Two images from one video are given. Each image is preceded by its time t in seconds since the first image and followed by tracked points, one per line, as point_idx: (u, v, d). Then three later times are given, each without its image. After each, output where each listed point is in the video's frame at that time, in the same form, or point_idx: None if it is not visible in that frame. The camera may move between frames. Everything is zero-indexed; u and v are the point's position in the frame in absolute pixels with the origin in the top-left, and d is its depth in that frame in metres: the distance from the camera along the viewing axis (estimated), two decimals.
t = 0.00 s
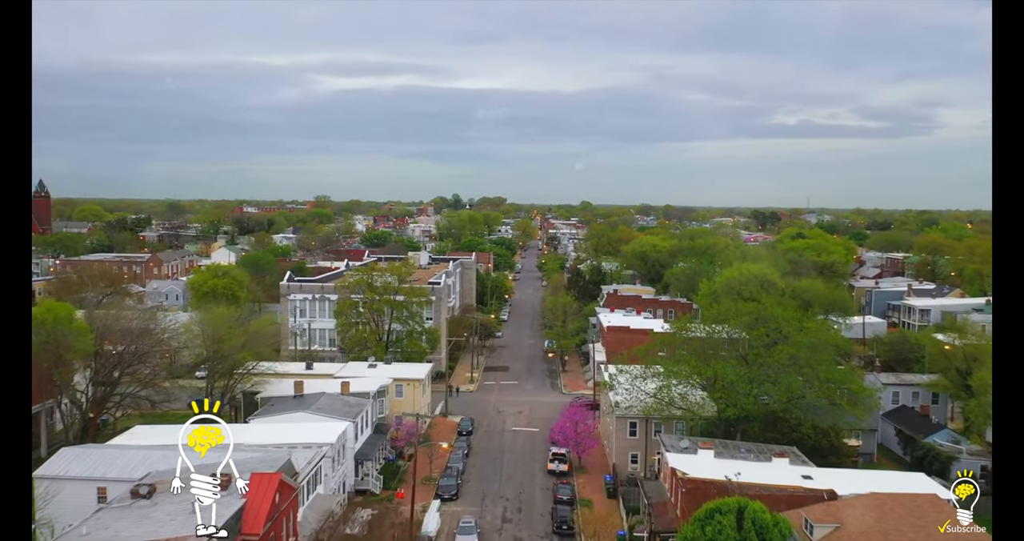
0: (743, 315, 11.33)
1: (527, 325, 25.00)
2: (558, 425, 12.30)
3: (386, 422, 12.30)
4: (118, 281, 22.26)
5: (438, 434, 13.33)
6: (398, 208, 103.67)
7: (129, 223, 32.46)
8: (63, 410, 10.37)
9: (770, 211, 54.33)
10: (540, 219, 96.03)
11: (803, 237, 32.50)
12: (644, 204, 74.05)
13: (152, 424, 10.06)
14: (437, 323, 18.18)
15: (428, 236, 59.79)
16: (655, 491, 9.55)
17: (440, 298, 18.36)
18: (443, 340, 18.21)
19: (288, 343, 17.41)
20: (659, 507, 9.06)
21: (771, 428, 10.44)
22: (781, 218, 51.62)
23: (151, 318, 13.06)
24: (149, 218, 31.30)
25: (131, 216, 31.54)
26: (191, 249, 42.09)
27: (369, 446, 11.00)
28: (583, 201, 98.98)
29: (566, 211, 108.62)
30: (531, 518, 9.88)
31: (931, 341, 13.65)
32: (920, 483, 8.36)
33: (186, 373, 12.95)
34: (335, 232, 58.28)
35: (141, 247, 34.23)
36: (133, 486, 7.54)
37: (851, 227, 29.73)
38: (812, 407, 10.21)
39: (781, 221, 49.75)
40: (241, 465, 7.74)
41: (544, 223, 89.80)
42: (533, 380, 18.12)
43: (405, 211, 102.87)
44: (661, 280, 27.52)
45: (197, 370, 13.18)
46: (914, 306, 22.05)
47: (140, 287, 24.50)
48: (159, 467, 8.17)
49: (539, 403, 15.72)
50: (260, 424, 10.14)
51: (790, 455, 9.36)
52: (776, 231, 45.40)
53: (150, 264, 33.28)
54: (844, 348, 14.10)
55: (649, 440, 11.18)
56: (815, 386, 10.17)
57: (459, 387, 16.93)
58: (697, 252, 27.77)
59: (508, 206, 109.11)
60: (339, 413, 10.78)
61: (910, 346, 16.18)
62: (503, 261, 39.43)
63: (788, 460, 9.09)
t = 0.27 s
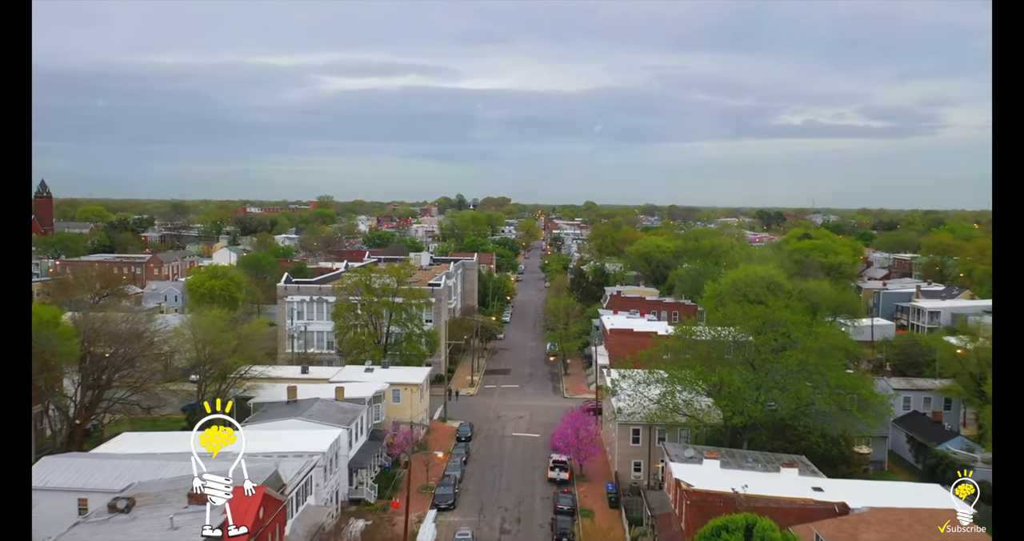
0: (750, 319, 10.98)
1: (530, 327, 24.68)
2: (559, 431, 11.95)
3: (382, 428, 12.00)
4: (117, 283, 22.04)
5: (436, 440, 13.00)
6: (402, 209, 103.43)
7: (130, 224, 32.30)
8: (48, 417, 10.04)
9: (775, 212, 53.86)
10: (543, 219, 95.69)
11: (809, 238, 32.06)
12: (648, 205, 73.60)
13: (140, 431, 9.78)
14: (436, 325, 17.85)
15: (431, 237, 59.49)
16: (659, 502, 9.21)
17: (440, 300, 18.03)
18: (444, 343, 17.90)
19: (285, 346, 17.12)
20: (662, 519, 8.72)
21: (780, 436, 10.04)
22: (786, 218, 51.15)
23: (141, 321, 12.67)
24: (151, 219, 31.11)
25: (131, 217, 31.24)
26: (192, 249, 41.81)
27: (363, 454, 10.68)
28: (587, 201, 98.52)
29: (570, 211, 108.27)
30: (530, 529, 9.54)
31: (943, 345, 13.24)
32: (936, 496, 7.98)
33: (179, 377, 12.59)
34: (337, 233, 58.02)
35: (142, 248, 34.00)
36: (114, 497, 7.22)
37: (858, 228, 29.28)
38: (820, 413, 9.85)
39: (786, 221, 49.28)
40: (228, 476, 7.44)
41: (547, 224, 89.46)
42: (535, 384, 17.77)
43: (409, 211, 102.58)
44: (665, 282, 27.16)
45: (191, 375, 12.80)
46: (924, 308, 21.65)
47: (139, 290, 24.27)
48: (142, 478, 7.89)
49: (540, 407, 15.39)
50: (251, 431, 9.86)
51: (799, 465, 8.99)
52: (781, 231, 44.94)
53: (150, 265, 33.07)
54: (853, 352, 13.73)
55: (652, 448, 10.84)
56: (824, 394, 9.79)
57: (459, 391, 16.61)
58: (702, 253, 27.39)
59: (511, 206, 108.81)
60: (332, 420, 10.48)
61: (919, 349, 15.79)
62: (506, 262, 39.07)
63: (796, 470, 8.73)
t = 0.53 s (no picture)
0: (756, 327, 10.56)
1: (530, 329, 24.28)
2: (559, 439, 11.55)
3: (376, 436, 11.61)
4: (112, 285, 21.66)
5: (433, 448, 12.62)
6: (404, 209, 103.40)
7: (129, 225, 32.03)
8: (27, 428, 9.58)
9: (778, 212, 53.42)
10: (546, 220, 95.42)
11: (815, 238, 31.51)
12: (651, 205, 73.24)
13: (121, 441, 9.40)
14: (434, 328, 17.45)
15: (433, 237, 59.16)
16: (663, 517, 8.82)
17: (438, 302, 17.64)
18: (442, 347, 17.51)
19: (279, 350, 16.74)
20: (666, 534, 8.33)
21: (788, 447, 9.57)
22: (790, 218, 50.72)
23: (122, 325, 12.13)
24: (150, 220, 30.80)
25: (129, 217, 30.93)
26: (192, 250, 41.56)
27: (355, 464, 10.30)
28: (590, 202, 98.06)
29: (573, 211, 107.94)
30: None
31: (958, 349, 12.81)
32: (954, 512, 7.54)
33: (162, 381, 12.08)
34: (338, 234, 57.80)
35: (142, 249, 33.68)
36: (86, 513, 6.83)
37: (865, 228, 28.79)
38: (829, 422, 9.44)
39: (790, 222, 48.86)
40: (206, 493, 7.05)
41: (550, 224, 89.19)
42: (535, 388, 17.36)
43: (411, 212, 102.40)
44: (669, 283, 26.77)
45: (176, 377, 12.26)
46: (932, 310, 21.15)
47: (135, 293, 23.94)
48: (119, 492, 7.50)
49: (540, 413, 14.97)
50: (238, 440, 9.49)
51: (809, 478, 8.55)
52: (785, 232, 44.54)
53: (149, 266, 32.76)
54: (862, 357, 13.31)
55: (655, 457, 10.42)
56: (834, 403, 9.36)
57: (457, 396, 16.22)
58: (706, 254, 27.01)
59: (513, 206, 108.63)
60: (322, 428, 10.10)
61: (930, 353, 15.35)
62: (507, 263, 38.68)
63: (806, 483, 8.31)
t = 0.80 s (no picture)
0: (763, 332, 10.12)
1: (530, 331, 23.88)
2: (558, 447, 11.13)
3: (368, 444, 11.21)
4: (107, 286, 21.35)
5: (428, 456, 12.22)
6: (406, 209, 103.15)
7: (126, 225, 31.68)
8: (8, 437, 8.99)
9: (781, 212, 52.95)
10: (548, 220, 95.04)
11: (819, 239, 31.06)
12: (653, 205, 72.81)
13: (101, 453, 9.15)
14: (431, 332, 17.02)
15: (434, 238, 58.82)
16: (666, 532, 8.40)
17: (435, 305, 17.26)
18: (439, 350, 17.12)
19: (273, 353, 16.35)
20: None
21: (796, 458, 9.13)
22: (793, 219, 50.26)
23: (102, 328, 11.55)
24: (148, 220, 30.45)
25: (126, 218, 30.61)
26: (191, 251, 41.25)
27: (345, 475, 9.89)
28: (592, 202, 97.70)
29: (575, 211, 107.52)
30: None
31: (970, 354, 12.38)
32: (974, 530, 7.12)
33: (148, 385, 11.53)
34: (339, 234, 57.49)
35: (139, 250, 33.37)
36: (54, 532, 6.44)
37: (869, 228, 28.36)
38: (839, 433, 9.02)
39: (794, 222, 48.41)
40: (182, 510, 6.65)
41: (552, 225, 88.83)
42: (534, 392, 16.96)
43: (412, 212, 102.09)
44: (671, 285, 26.36)
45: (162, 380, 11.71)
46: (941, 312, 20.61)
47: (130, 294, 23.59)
48: (92, 508, 7.11)
49: (539, 419, 14.57)
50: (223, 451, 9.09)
51: (820, 491, 8.12)
52: (788, 232, 44.10)
53: (145, 266, 32.40)
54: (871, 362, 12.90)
55: (657, 467, 9.99)
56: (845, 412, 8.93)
57: (454, 401, 15.82)
58: (709, 256, 26.59)
59: (515, 206, 108.25)
60: (311, 438, 9.69)
61: (940, 356, 14.91)
62: (507, 264, 38.29)
63: (817, 497, 7.88)
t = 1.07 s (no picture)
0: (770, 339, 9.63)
1: (529, 334, 23.42)
2: (555, 458, 10.67)
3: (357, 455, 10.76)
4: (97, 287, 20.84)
5: (420, 466, 11.76)
6: (405, 209, 102.74)
7: (120, 225, 31.18)
8: None
9: (782, 212, 52.48)
10: (547, 221, 94.61)
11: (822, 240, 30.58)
12: (653, 206, 72.32)
13: (72, 468, 8.67)
14: (425, 336, 16.56)
15: (433, 239, 58.36)
16: None
17: (430, 308, 16.79)
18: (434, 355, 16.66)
19: (263, 358, 15.88)
20: None
21: (805, 471, 8.70)
22: (795, 219, 49.78)
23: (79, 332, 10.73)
24: (143, 221, 30.08)
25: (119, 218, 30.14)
26: (187, 252, 40.81)
27: (331, 488, 9.43)
28: (591, 201, 97.24)
29: (575, 211, 107.08)
30: None
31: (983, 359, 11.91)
32: None
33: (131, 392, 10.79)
34: (337, 235, 57.06)
35: (134, 251, 32.92)
36: None
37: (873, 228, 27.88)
38: (851, 446, 8.51)
39: (795, 223, 47.93)
40: (150, 531, 6.21)
41: (552, 225, 88.41)
42: (532, 398, 16.49)
43: (412, 212, 101.66)
44: (673, 286, 25.91)
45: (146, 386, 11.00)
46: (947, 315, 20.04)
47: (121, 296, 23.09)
48: (56, 528, 6.66)
49: (536, 426, 14.10)
50: (202, 466, 8.63)
51: (831, 509, 7.65)
52: (790, 233, 43.66)
53: (138, 267, 31.93)
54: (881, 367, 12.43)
55: (658, 480, 9.51)
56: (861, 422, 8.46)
57: (449, 407, 15.37)
58: (711, 257, 26.14)
59: (515, 206, 107.83)
60: (296, 450, 9.22)
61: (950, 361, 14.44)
62: (506, 264, 37.80)
63: (829, 515, 7.40)
